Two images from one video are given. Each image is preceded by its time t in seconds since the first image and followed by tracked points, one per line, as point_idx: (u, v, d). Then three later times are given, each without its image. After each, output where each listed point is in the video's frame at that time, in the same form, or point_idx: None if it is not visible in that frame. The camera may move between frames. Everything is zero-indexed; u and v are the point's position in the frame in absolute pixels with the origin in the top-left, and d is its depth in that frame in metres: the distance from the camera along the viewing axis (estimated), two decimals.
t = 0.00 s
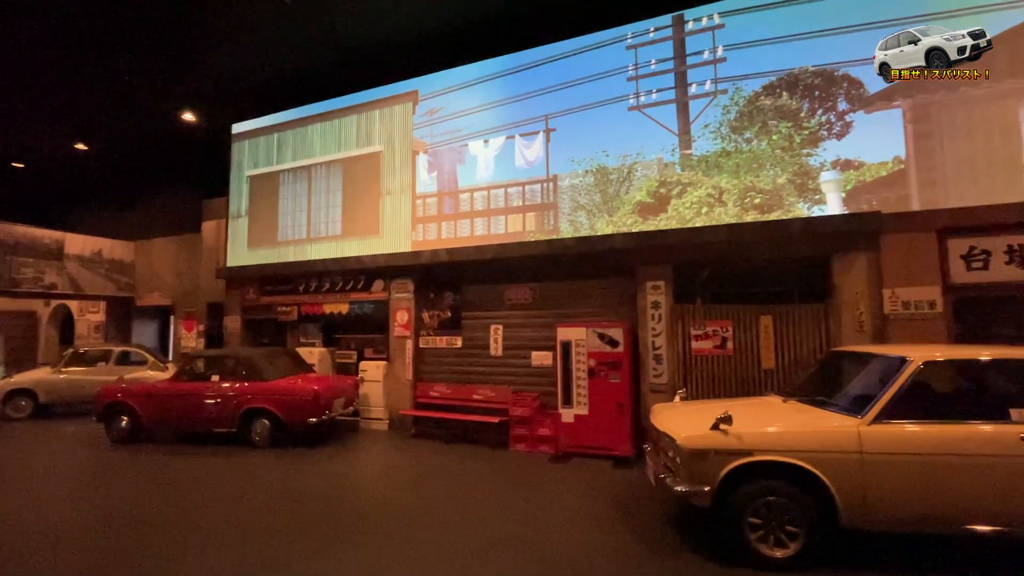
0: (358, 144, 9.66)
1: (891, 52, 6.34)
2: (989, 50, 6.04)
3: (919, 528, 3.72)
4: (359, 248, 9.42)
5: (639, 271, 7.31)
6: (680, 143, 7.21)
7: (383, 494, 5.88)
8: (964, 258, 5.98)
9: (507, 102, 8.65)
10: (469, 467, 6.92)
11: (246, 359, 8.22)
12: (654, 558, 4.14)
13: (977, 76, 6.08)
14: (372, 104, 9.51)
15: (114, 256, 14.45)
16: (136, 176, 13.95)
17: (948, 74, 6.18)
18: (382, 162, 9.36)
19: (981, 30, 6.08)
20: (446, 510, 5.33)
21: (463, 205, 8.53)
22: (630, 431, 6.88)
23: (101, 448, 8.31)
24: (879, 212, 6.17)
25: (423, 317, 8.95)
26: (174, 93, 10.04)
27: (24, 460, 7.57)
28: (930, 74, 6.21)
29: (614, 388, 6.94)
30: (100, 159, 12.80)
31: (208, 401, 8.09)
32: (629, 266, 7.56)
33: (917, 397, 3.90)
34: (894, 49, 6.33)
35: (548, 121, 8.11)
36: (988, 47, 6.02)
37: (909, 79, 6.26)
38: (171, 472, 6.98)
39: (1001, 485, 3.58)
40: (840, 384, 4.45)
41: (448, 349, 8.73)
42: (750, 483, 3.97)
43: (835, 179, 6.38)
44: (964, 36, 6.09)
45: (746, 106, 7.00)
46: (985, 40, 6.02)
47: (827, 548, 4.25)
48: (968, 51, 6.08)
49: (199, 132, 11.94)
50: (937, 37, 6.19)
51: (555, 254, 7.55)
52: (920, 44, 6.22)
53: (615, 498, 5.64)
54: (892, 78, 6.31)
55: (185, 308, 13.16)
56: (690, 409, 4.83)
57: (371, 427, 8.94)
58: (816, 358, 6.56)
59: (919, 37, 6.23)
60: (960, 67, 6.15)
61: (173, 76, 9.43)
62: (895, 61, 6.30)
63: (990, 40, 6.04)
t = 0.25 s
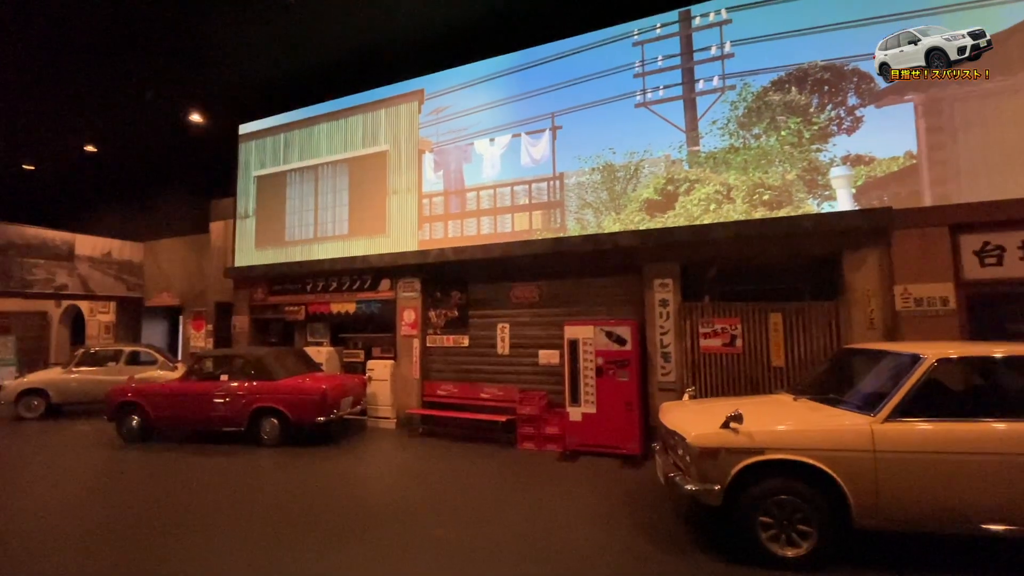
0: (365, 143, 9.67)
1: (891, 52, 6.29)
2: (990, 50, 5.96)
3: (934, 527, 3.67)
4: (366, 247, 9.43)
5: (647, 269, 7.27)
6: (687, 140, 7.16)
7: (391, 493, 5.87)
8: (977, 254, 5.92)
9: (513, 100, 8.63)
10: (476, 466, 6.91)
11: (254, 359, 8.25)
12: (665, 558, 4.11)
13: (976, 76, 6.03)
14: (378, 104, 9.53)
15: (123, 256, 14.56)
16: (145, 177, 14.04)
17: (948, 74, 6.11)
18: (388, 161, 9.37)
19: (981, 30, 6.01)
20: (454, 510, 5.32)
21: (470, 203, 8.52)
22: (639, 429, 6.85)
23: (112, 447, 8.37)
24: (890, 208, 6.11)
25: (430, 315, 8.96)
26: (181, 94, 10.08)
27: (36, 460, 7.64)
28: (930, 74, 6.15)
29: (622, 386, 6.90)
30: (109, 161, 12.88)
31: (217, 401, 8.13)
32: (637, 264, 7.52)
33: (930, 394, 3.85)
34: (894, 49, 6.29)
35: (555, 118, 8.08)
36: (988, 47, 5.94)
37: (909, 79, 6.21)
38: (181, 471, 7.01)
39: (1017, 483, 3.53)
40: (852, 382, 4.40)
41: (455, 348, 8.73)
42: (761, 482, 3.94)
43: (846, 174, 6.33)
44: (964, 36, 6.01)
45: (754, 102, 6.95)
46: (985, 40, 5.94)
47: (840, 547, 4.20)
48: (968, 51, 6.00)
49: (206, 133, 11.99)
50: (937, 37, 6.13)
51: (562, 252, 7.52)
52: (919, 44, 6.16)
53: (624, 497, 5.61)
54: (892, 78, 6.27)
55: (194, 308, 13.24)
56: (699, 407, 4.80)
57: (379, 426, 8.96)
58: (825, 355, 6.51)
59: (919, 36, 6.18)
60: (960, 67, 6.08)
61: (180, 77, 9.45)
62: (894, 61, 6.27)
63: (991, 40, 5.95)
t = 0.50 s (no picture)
0: (368, 142, 9.67)
1: (891, 52, 6.25)
2: (989, 50, 5.95)
3: (942, 526, 3.65)
4: (370, 246, 9.43)
5: (651, 267, 7.24)
6: (691, 137, 7.13)
7: (395, 492, 5.87)
8: (985, 250, 5.85)
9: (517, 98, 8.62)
10: (480, 464, 6.91)
11: (258, 358, 8.27)
12: (670, 557, 4.10)
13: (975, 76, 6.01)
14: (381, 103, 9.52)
15: (128, 256, 14.61)
16: (150, 177, 14.09)
17: (948, 74, 6.09)
18: (391, 160, 9.36)
19: (981, 30, 5.98)
20: (458, 509, 5.31)
21: (473, 202, 8.50)
22: (643, 428, 6.83)
23: (118, 447, 8.41)
24: (897, 204, 6.06)
25: (433, 314, 8.96)
26: (185, 94, 10.10)
27: (44, 459, 7.69)
28: (929, 74, 6.12)
29: (627, 384, 6.89)
30: (113, 161, 12.92)
31: (221, 400, 8.15)
32: (641, 262, 7.50)
33: (937, 392, 3.82)
34: (894, 49, 6.25)
35: (558, 116, 8.06)
36: (988, 47, 5.92)
37: (909, 79, 6.18)
38: (186, 470, 7.04)
39: None
40: (858, 380, 4.38)
41: (459, 346, 8.73)
42: (767, 481, 3.91)
43: (851, 171, 6.28)
44: (964, 36, 5.98)
45: (759, 98, 6.91)
46: (985, 40, 5.91)
47: (847, 546, 4.18)
48: (968, 51, 5.97)
49: (210, 133, 12.01)
50: (937, 37, 6.09)
51: (565, 250, 7.50)
52: (920, 44, 6.12)
53: (629, 495, 5.59)
54: (892, 78, 6.24)
55: (199, 308, 13.29)
56: (704, 405, 4.78)
57: (383, 425, 8.98)
58: (831, 352, 6.48)
59: (919, 36, 6.14)
60: (960, 67, 6.05)
61: (184, 77, 9.47)
62: (894, 61, 6.23)
63: (990, 39, 5.93)
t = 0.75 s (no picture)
0: (368, 141, 9.66)
1: (891, 53, 6.24)
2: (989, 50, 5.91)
3: (944, 524, 3.63)
4: (370, 245, 9.43)
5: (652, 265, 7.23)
6: (691, 134, 7.11)
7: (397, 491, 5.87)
8: (987, 247, 5.83)
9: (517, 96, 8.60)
10: (481, 463, 6.91)
11: (259, 357, 8.28)
12: (671, 555, 4.10)
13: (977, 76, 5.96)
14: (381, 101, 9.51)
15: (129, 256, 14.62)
16: (150, 177, 14.09)
17: (949, 74, 6.05)
18: (392, 159, 9.35)
19: (982, 30, 5.94)
20: (460, 507, 5.31)
21: (473, 200, 8.48)
22: (644, 426, 6.83)
23: (120, 446, 8.42)
24: (898, 201, 6.04)
25: (434, 313, 8.96)
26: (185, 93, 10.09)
27: (46, 458, 7.69)
28: (930, 74, 6.09)
29: (628, 382, 6.88)
30: (114, 161, 12.92)
31: (223, 399, 8.16)
32: (642, 260, 7.48)
33: (939, 389, 3.80)
34: (893, 49, 6.23)
35: (558, 114, 8.04)
36: (988, 47, 5.89)
37: (909, 79, 6.16)
38: (188, 469, 7.04)
39: None
40: (859, 377, 4.37)
41: (459, 345, 8.74)
42: (769, 479, 3.91)
43: (852, 168, 6.26)
44: (964, 36, 5.95)
45: (760, 96, 6.89)
46: (985, 40, 5.88)
47: (849, 545, 4.17)
48: (968, 51, 5.94)
49: (210, 132, 12.01)
50: (937, 37, 6.06)
51: (566, 248, 7.49)
52: (919, 44, 6.10)
53: (630, 493, 5.59)
54: (892, 78, 6.22)
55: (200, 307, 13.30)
56: (705, 404, 4.77)
57: (384, 424, 8.98)
58: (832, 350, 6.46)
59: (919, 36, 6.12)
60: (960, 67, 6.00)
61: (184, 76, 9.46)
62: (894, 61, 6.21)
63: (991, 40, 5.89)
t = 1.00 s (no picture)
0: (366, 139, 9.63)
1: (891, 53, 6.24)
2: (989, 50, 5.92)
3: (943, 521, 3.64)
4: (369, 244, 9.41)
5: (651, 263, 7.22)
6: (690, 132, 7.11)
7: (396, 490, 5.87)
8: (986, 245, 5.84)
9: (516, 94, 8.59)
10: (481, 461, 6.91)
11: (258, 356, 8.26)
12: (671, 553, 4.10)
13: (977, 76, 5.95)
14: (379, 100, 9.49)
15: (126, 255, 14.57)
16: (147, 175, 14.04)
17: (950, 74, 6.04)
18: (390, 157, 9.33)
19: (981, 30, 5.96)
20: (460, 506, 5.31)
21: (471, 199, 8.47)
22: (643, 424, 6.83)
23: (118, 446, 8.40)
24: (897, 199, 6.04)
25: (433, 311, 8.94)
26: (182, 92, 10.05)
27: (43, 458, 7.67)
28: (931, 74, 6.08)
29: (627, 381, 6.88)
30: (110, 160, 12.87)
31: (221, 398, 8.14)
32: (640, 258, 7.48)
33: (939, 387, 3.81)
34: (893, 49, 6.23)
35: (557, 112, 8.03)
36: (988, 47, 5.90)
37: (909, 79, 6.15)
38: (187, 469, 7.02)
39: None
40: (858, 375, 4.37)
41: (458, 344, 8.73)
42: (768, 476, 3.91)
43: (851, 166, 6.27)
44: (964, 36, 5.95)
45: (758, 94, 6.88)
46: (985, 40, 5.89)
47: (848, 542, 4.17)
48: (968, 51, 5.95)
49: (208, 131, 11.97)
50: (937, 37, 6.07)
51: (565, 247, 7.48)
52: (919, 44, 6.10)
53: (629, 492, 5.59)
54: (892, 79, 6.22)
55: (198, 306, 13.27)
56: (704, 402, 4.77)
57: (383, 423, 8.97)
58: (831, 347, 6.47)
59: (919, 36, 6.12)
60: (961, 67, 6.00)
61: (181, 74, 9.43)
62: (894, 61, 6.20)
63: (991, 39, 5.90)
